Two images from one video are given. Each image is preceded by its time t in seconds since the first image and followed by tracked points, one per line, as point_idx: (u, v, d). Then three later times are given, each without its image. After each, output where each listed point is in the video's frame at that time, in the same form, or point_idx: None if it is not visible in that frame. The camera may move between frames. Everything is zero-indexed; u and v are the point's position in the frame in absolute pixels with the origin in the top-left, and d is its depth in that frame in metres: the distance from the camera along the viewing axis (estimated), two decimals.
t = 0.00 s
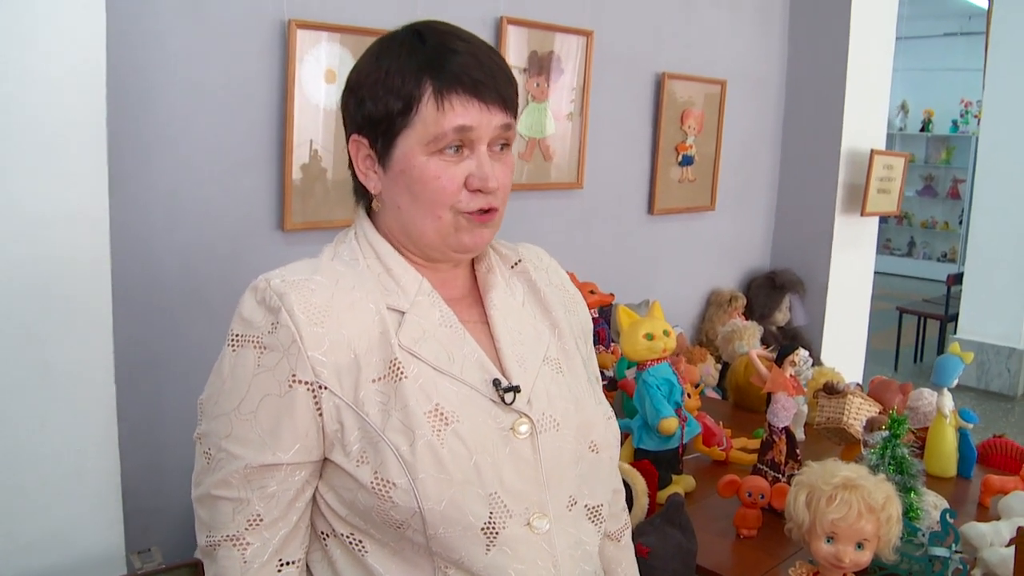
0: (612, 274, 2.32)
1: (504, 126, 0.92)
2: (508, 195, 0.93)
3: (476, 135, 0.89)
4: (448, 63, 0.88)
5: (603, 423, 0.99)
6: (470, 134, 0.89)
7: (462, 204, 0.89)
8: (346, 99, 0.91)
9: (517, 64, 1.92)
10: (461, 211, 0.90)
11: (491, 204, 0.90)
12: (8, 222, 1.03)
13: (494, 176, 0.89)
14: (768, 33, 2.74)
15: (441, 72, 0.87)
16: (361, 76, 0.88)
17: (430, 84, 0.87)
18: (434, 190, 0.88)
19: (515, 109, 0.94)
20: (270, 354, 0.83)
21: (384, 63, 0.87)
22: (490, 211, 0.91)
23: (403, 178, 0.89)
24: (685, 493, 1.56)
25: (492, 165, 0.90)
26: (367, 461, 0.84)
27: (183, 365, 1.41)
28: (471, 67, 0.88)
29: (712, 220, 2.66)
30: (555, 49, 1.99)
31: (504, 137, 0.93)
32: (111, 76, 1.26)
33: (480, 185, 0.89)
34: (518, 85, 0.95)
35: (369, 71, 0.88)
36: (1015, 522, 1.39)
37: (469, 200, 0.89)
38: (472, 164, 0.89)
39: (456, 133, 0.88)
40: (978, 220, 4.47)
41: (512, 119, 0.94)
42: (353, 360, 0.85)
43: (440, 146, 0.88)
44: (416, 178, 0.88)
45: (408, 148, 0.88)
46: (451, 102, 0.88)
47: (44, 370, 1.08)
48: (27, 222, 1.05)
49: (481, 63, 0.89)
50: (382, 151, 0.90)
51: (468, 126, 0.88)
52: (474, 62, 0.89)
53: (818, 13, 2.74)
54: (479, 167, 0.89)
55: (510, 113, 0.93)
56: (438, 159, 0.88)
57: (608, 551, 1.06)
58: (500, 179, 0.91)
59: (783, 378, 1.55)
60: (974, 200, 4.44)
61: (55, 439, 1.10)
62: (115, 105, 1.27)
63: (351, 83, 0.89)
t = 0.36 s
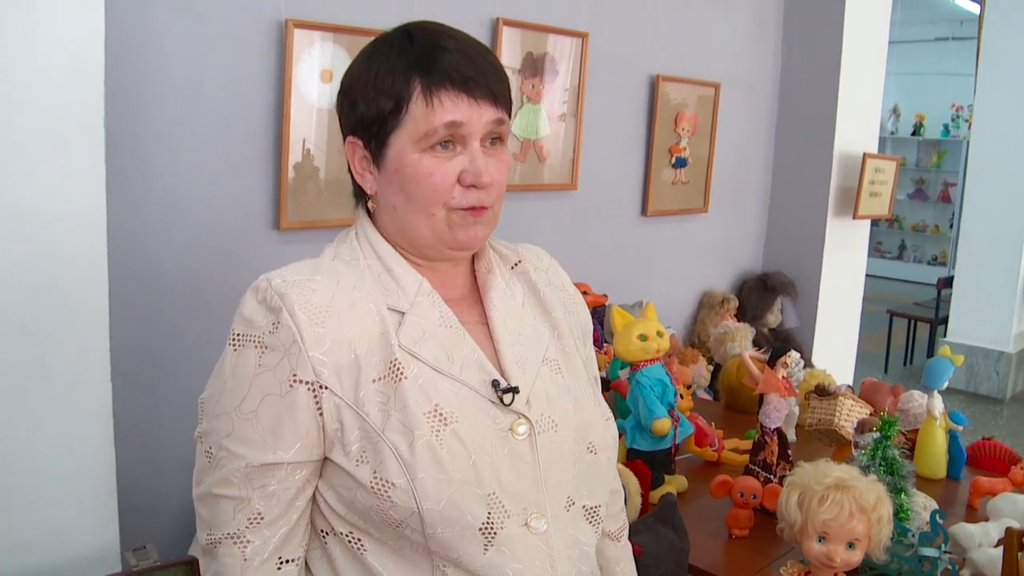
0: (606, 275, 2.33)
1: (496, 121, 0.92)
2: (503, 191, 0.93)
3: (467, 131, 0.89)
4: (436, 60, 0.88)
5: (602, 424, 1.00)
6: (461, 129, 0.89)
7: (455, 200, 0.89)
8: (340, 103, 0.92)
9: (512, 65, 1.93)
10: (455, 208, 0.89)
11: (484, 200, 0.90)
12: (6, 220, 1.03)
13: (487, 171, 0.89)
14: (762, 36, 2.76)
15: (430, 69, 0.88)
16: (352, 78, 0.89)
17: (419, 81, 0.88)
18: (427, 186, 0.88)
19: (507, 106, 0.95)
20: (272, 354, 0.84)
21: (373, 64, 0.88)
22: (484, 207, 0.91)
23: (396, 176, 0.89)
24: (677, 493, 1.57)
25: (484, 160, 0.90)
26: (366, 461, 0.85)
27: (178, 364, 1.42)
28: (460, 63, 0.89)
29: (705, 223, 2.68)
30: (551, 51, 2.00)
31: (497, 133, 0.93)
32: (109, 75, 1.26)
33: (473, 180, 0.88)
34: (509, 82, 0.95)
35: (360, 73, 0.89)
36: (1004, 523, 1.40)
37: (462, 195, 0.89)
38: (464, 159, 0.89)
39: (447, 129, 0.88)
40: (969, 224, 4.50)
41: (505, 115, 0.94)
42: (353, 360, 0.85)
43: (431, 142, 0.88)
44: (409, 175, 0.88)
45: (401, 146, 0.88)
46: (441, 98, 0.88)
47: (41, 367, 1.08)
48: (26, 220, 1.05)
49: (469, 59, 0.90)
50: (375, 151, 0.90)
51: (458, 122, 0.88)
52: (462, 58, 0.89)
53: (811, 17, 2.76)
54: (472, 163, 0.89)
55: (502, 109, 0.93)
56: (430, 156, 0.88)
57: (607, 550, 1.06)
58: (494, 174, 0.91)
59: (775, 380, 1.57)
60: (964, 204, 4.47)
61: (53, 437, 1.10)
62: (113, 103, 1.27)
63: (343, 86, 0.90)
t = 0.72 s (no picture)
0: (604, 275, 2.34)
1: (503, 118, 0.92)
2: (512, 188, 0.93)
3: (475, 128, 0.90)
4: (443, 59, 0.89)
5: (609, 425, 1.00)
6: (469, 127, 0.89)
7: (465, 197, 0.89)
8: (348, 104, 0.92)
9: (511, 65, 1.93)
10: (465, 206, 0.89)
11: (494, 196, 0.90)
12: (8, 220, 1.03)
13: (495, 168, 0.89)
14: (760, 36, 2.77)
15: (437, 68, 0.88)
16: (360, 78, 0.90)
17: (426, 80, 0.88)
18: (436, 184, 0.88)
19: (515, 104, 0.95)
20: (281, 355, 0.84)
21: (381, 64, 0.88)
22: (493, 204, 0.91)
23: (405, 176, 0.89)
24: (677, 492, 1.57)
25: (493, 157, 0.90)
26: (375, 463, 0.85)
27: (179, 364, 1.42)
28: (466, 61, 0.89)
29: (703, 223, 2.68)
30: (550, 51, 2.01)
31: (505, 130, 0.93)
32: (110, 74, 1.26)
33: (482, 177, 0.88)
34: (516, 79, 0.95)
35: (367, 73, 0.89)
36: (1003, 522, 1.41)
37: (472, 193, 0.89)
38: (472, 157, 0.89)
39: (455, 126, 0.88)
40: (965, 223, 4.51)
41: (512, 112, 0.94)
42: (362, 363, 0.85)
43: (440, 140, 0.88)
44: (418, 174, 0.89)
45: (409, 145, 0.89)
46: (448, 96, 0.88)
47: (43, 366, 1.08)
48: (28, 220, 1.05)
49: (476, 57, 0.90)
50: (384, 151, 0.90)
51: (466, 120, 0.89)
52: (469, 56, 0.89)
53: (809, 18, 2.76)
54: (480, 160, 0.89)
55: (509, 106, 0.93)
56: (439, 154, 0.88)
57: (615, 547, 1.07)
58: (503, 172, 0.91)
59: (775, 380, 1.57)
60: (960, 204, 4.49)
61: (55, 438, 1.10)
62: (115, 103, 1.27)
63: (352, 87, 0.91)
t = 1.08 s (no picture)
0: (602, 274, 2.34)
1: (516, 134, 0.92)
2: (521, 203, 0.94)
3: (487, 144, 0.90)
4: (460, 73, 0.89)
5: (616, 425, 1.01)
6: (482, 142, 0.90)
7: (474, 212, 0.90)
8: (363, 107, 0.92)
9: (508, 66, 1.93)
10: (473, 219, 0.90)
11: (502, 213, 0.91)
12: (9, 223, 1.03)
13: (506, 185, 0.90)
14: (756, 36, 2.77)
15: (454, 82, 0.88)
16: (376, 84, 0.89)
17: (442, 93, 0.88)
18: (446, 198, 0.89)
19: (529, 118, 0.95)
20: (290, 356, 0.84)
21: (398, 73, 0.88)
22: (501, 219, 0.92)
23: (416, 186, 0.90)
24: (678, 491, 1.57)
25: (504, 173, 0.91)
26: (384, 463, 0.85)
27: (180, 366, 1.42)
28: (483, 77, 0.89)
29: (700, 222, 2.69)
30: (547, 52, 2.01)
31: (517, 145, 0.94)
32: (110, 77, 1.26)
33: (492, 194, 0.89)
34: (531, 94, 0.96)
35: (384, 80, 0.89)
36: (1002, 518, 1.43)
37: (481, 208, 0.90)
38: (483, 172, 0.90)
39: (468, 142, 0.89)
40: (960, 221, 4.53)
41: (526, 127, 0.94)
42: (371, 363, 0.86)
43: (452, 155, 0.89)
44: (429, 186, 0.89)
45: (421, 157, 0.89)
46: (463, 111, 0.89)
47: (46, 369, 1.08)
48: (29, 223, 1.05)
49: (493, 73, 0.90)
50: (397, 159, 0.91)
51: (480, 135, 0.89)
52: (486, 72, 0.90)
53: (804, 17, 2.77)
54: (491, 176, 0.90)
55: (523, 122, 0.93)
56: (450, 168, 0.89)
57: (621, 548, 1.08)
58: (513, 187, 0.92)
59: (774, 378, 1.58)
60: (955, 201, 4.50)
61: (58, 440, 1.11)
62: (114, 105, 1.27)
63: (367, 91, 0.91)
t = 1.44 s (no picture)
0: (598, 275, 2.35)
1: (524, 130, 0.92)
2: (529, 199, 0.93)
3: (497, 139, 0.90)
4: (469, 68, 0.89)
5: (621, 427, 1.01)
6: (492, 137, 0.90)
7: (483, 206, 0.89)
8: (370, 107, 0.92)
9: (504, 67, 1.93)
10: (482, 213, 0.90)
11: (512, 207, 0.91)
12: (6, 224, 1.03)
13: (516, 179, 0.90)
14: (751, 36, 2.78)
15: (463, 77, 0.89)
16: (385, 83, 0.90)
17: (452, 88, 0.88)
18: (457, 192, 0.89)
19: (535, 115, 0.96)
20: (298, 357, 0.84)
21: (408, 70, 0.89)
22: (510, 214, 0.91)
23: (427, 182, 0.89)
24: (675, 490, 1.58)
25: (513, 167, 0.90)
26: (391, 464, 0.85)
27: (177, 367, 1.42)
28: (492, 72, 0.90)
29: (695, 222, 2.69)
30: (542, 53, 2.01)
31: (525, 141, 0.94)
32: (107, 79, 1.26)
33: (502, 187, 0.89)
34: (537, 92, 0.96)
35: (393, 79, 0.89)
36: (996, 517, 1.43)
37: (491, 202, 0.90)
38: (493, 166, 0.90)
39: (478, 136, 0.89)
40: (954, 220, 4.54)
41: (533, 124, 0.95)
42: (378, 365, 0.86)
43: (463, 149, 0.89)
44: (439, 181, 0.89)
45: (431, 152, 0.89)
46: (474, 106, 0.89)
47: (44, 370, 1.08)
48: (26, 224, 1.05)
49: (501, 69, 0.91)
50: (405, 156, 0.90)
51: (490, 130, 0.89)
52: (495, 68, 0.90)
53: (799, 17, 2.78)
54: (501, 170, 0.89)
55: (531, 117, 0.94)
56: (461, 162, 0.89)
57: (623, 550, 1.08)
58: (522, 182, 0.91)
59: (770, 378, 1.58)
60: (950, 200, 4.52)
61: (54, 441, 1.10)
62: (111, 107, 1.27)
63: (376, 91, 0.91)
